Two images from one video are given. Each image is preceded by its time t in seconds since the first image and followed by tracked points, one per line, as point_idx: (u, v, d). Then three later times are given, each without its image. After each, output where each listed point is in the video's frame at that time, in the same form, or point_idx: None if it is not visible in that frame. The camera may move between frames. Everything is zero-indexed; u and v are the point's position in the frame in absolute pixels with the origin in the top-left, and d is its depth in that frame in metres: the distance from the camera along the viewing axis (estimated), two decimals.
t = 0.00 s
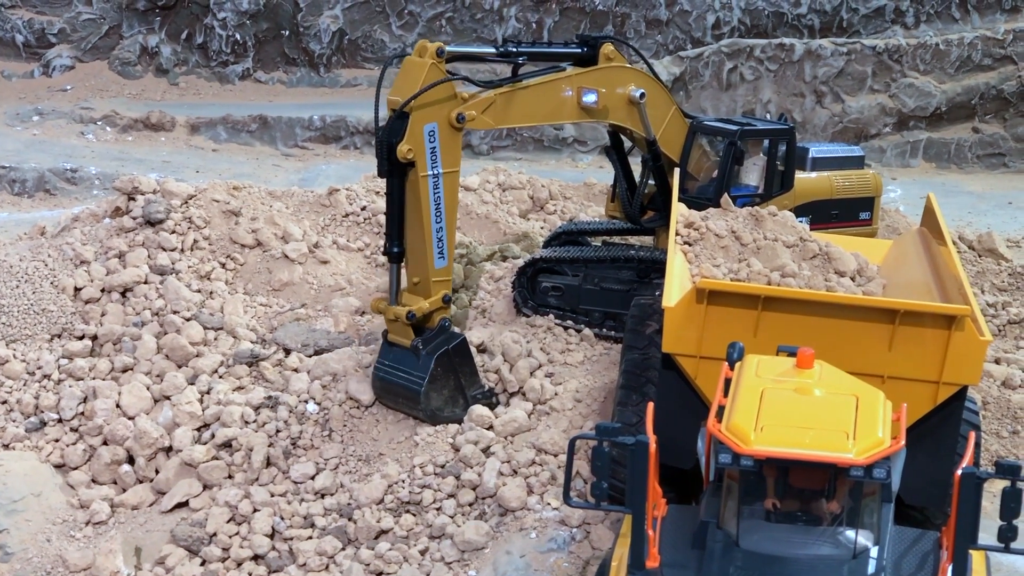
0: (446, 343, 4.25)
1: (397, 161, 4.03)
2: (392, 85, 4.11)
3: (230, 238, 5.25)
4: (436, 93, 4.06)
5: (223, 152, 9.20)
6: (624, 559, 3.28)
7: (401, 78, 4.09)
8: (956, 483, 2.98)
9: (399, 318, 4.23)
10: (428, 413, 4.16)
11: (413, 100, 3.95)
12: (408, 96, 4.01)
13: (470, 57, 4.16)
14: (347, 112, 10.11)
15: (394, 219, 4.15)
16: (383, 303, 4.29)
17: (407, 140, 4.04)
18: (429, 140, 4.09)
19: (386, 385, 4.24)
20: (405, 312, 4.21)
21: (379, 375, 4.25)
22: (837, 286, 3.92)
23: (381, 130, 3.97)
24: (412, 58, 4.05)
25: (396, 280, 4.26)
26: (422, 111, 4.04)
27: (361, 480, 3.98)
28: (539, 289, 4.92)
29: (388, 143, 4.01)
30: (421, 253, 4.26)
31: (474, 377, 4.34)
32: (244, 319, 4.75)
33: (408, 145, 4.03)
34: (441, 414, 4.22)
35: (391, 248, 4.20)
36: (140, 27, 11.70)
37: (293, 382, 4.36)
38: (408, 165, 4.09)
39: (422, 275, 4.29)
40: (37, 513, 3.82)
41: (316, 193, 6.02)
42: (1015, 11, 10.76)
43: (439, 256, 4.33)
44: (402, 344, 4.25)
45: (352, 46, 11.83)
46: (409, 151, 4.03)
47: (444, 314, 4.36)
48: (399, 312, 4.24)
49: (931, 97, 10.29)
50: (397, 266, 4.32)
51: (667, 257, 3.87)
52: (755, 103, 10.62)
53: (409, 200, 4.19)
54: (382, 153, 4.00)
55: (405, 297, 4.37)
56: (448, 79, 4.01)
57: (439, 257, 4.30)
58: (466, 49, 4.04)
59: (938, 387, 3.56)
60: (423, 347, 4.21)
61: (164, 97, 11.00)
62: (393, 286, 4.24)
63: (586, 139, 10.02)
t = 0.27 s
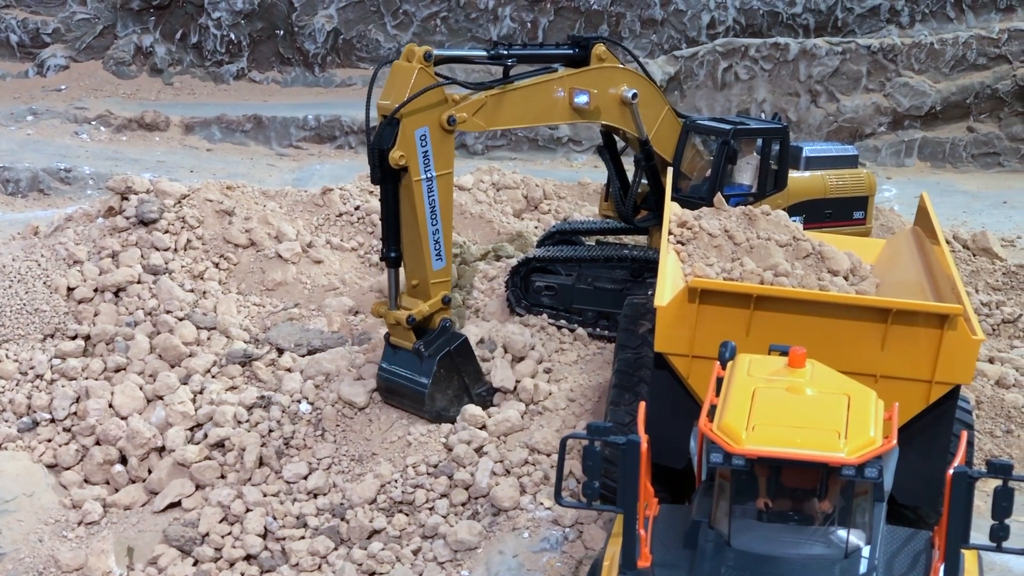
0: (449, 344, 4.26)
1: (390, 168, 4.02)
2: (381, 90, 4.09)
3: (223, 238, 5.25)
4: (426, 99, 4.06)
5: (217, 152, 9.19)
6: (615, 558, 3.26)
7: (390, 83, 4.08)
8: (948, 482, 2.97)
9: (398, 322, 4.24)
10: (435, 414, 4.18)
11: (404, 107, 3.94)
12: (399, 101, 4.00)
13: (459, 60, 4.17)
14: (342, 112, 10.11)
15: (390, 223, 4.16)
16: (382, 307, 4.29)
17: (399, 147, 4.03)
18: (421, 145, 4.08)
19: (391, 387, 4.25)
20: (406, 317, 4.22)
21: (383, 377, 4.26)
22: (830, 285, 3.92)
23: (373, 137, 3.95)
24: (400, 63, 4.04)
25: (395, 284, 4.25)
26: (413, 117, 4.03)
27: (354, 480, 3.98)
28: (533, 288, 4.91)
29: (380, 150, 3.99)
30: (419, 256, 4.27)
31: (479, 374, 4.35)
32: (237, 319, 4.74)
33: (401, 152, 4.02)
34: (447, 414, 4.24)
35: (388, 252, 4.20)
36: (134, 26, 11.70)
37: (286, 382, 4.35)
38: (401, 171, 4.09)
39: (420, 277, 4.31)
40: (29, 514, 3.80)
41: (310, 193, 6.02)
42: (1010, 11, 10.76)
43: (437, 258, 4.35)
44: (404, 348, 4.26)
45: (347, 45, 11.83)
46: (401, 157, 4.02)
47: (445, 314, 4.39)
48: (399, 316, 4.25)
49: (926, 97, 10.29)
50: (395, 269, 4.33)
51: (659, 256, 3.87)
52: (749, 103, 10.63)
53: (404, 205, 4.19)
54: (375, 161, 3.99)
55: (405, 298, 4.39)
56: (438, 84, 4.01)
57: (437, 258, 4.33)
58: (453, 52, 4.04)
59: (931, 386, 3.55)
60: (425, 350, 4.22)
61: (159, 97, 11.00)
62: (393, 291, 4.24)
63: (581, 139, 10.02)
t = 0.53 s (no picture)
0: (456, 346, 4.26)
1: (386, 177, 4.01)
2: (373, 97, 4.07)
3: (216, 237, 5.25)
4: (419, 107, 4.04)
5: (211, 151, 9.19)
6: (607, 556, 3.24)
7: (381, 91, 4.06)
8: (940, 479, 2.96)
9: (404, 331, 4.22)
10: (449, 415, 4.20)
11: (397, 116, 3.92)
12: (392, 111, 3.98)
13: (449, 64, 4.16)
14: (337, 111, 10.11)
15: (388, 230, 4.16)
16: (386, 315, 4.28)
17: (395, 156, 4.02)
18: (416, 151, 4.08)
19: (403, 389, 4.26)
20: (411, 325, 4.20)
21: (394, 382, 4.27)
22: (823, 283, 3.91)
23: (368, 148, 3.93)
24: (391, 70, 4.02)
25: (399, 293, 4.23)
26: (407, 124, 4.02)
27: (346, 479, 3.96)
28: (526, 287, 4.92)
29: (375, 159, 3.97)
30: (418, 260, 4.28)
31: (488, 370, 4.35)
32: (230, 317, 4.74)
33: (396, 161, 4.01)
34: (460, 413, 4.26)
35: (389, 259, 4.20)
36: (128, 25, 11.70)
37: (279, 380, 4.34)
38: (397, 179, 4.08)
39: (422, 280, 4.31)
40: (21, 513, 3.82)
41: (303, 191, 6.02)
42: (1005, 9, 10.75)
43: (437, 261, 4.35)
44: (412, 355, 4.25)
45: (341, 44, 11.86)
46: (397, 166, 4.01)
47: (449, 316, 4.40)
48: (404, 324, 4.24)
49: (920, 95, 10.29)
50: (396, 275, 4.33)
51: (652, 253, 3.86)
52: (744, 101, 10.62)
53: (402, 211, 4.20)
54: (370, 170, 3.97)
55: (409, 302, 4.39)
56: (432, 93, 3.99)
57: (438, 261, 4.33)
58: (444, 57, 4.01)
59: (924, 384, 3.55)
60: (433, 356, 4.21)
61: (153, 96, 11.00)
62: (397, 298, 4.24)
63: (575, 138, 10.02)
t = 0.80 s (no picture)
0: (460, 342, 4.29)
1: (378, 182, 4.04)
2: (360, 103, 4.07)
3: (207, 236, 5.25)
4: (407, 112, 4.03)
5: (203, 150, 9.17)
6: (596, 556, 3.23)
7: (368, 96, 4.06)
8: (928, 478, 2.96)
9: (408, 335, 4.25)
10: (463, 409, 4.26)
11: (385, 122, 3.92)
12: (380, 117, 3.98)
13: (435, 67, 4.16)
14: (329, 110, 10.11)
15: (383, 234, 4.17)
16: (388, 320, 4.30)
17: (384, 161, 4.02)
18: (406, 155, 4.08)
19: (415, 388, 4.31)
20: (413, 329, 4.24)
21: (408, 384, 4.32)
22: (814, 282, 3.91)
23: (358, 154, 3.93)
24: (376, 75, 4.01)
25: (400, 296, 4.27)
26: (396, 129, 4.02)
27: (336, 478, 3.95)
28: (517, 285, 4.92)
29: (366, 166, 3.98)
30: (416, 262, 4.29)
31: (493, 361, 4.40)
32: (221, 316, 4.73)
33: (387, 166, 4.02)
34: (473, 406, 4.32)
35: (386, 262, 4.22)
36: (120, 24, 11.66)
37: (269, 380, 4.33)
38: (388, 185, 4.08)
39: (420, 280, 4.32)
40: (10, 512, 3.80)
41: (294, 190, 6.01)
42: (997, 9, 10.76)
43: (434, 261, 4.36)
44: (417, 359, 4.29)
45: (334, 43, 11.86)
46: (388, 171, 4.03)
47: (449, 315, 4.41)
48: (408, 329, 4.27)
49: (913, 94, 10.29)
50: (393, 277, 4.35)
51: (642, 251, 3.86)
52: (736, 100, 10.62)
53: (396, 214, 4.21)
54: (362, 178, 3.98)
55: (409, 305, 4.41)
56: (420, 98, 3.98)
57: (433, 261, 4.33)
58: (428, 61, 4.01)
59: (913, 382, 3.55)
60: (438, 356, 4.23)
61: (144, 94, 10.99)
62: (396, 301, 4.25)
63: (567, 137, 10.01)
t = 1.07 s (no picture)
0: (453, 343, 4.30)
1: (366, 187, 4.03)
2: (348, 108, 4.07)
3: (196, 236, 5.25)
4: (394, 116, 4.04)
5: (194, 150, 9.16)
6: (583, 555, 3.22)
7: (356, 100, 4.05)
8: (915, 477, 2.96)
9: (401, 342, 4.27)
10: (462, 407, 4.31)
11: (373, 126, 3.92)
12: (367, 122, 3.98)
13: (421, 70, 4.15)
14: (320, 110, 10.11)
15: (373, 238, 4.17)
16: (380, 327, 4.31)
17: (373, 165, 4.02)
18: (394, 159, 4.07)
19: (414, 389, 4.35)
20: (406, 336, 4.25)
21: (406, 388, 4.35)
22: (803, 281, 3.92)
23: (346, 159, 3.92)
24: (363, 79, 4.01)
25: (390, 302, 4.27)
26: (383, 133, 4.02)
27: (324, 479, 3.94)
28: (506, 285, 4.91)
29: (354, 171, 3.97)
30: (405, 265, 4.28)
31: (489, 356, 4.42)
32: (210, 316, 4.72)
33: (375, 170, 4.02)
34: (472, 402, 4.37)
35: (376, 267, 4.21)
36: (111, 24, 11.63)
37: (257, 380, 4.32)
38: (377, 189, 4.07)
39: (410, 284, 4.30)
40: None
41: (284, 190, 6.01)
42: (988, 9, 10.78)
43: (424, 263, 4.35)
44: (413, 364, 4.30)
45: (325, 43, 11.86)
46: (376, 175, 4.02)
47: (441, 317, 4.39)
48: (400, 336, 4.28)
49: (903, 94, 10.31)
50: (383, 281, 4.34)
51: (630, 251, 3.85)
52: (727, 101, 10.63)
53: (385, 217, 4.20)
54: (351, 183, 3.98)
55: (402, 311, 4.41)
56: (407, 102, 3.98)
57: (424, 264, 4.32)
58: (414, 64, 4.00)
59: (902, 382, 3.54)
60: (433, 360, 4.24)
61: (135, 95, 10.99)
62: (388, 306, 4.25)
63: (558, 137, 10.02)
